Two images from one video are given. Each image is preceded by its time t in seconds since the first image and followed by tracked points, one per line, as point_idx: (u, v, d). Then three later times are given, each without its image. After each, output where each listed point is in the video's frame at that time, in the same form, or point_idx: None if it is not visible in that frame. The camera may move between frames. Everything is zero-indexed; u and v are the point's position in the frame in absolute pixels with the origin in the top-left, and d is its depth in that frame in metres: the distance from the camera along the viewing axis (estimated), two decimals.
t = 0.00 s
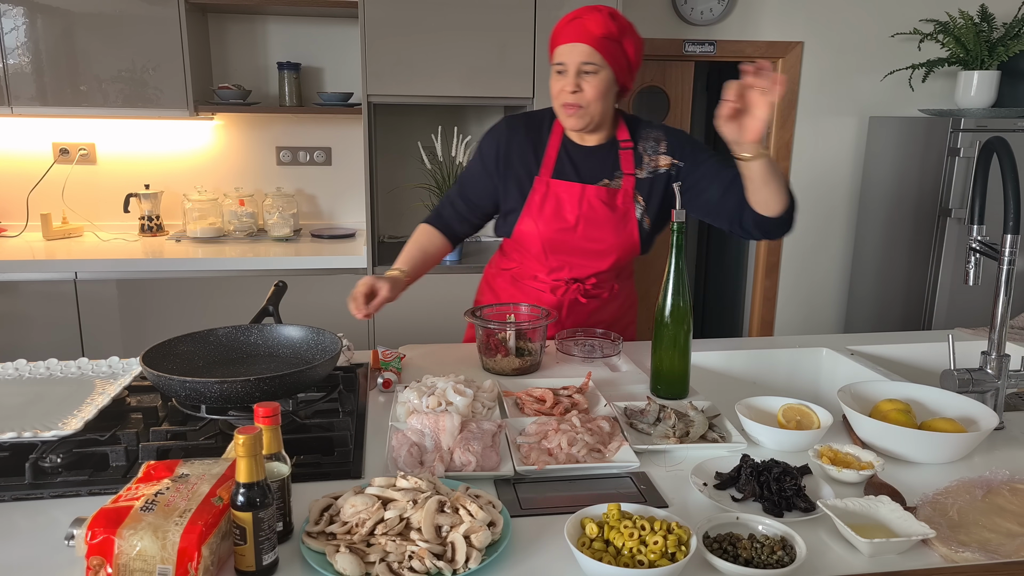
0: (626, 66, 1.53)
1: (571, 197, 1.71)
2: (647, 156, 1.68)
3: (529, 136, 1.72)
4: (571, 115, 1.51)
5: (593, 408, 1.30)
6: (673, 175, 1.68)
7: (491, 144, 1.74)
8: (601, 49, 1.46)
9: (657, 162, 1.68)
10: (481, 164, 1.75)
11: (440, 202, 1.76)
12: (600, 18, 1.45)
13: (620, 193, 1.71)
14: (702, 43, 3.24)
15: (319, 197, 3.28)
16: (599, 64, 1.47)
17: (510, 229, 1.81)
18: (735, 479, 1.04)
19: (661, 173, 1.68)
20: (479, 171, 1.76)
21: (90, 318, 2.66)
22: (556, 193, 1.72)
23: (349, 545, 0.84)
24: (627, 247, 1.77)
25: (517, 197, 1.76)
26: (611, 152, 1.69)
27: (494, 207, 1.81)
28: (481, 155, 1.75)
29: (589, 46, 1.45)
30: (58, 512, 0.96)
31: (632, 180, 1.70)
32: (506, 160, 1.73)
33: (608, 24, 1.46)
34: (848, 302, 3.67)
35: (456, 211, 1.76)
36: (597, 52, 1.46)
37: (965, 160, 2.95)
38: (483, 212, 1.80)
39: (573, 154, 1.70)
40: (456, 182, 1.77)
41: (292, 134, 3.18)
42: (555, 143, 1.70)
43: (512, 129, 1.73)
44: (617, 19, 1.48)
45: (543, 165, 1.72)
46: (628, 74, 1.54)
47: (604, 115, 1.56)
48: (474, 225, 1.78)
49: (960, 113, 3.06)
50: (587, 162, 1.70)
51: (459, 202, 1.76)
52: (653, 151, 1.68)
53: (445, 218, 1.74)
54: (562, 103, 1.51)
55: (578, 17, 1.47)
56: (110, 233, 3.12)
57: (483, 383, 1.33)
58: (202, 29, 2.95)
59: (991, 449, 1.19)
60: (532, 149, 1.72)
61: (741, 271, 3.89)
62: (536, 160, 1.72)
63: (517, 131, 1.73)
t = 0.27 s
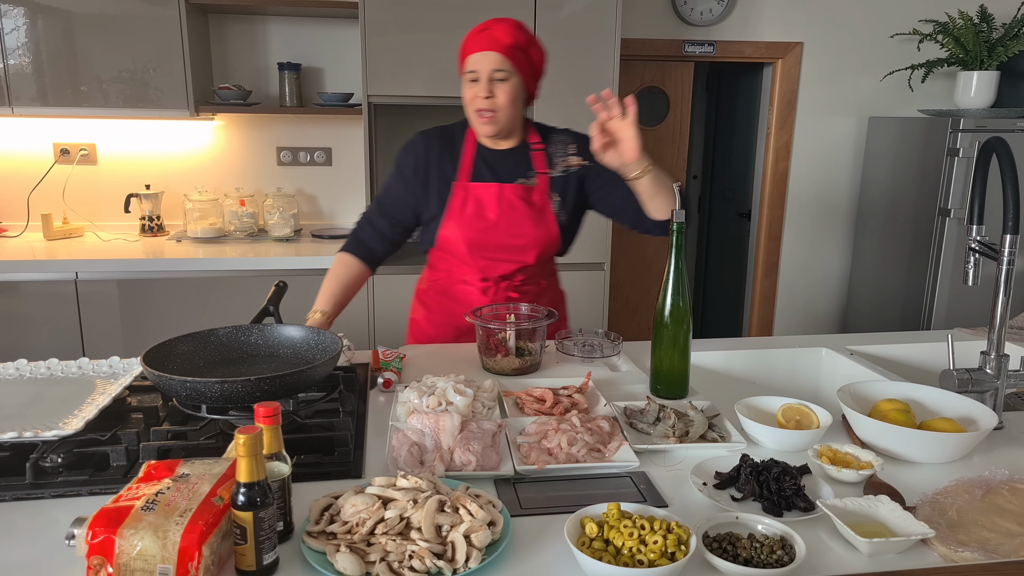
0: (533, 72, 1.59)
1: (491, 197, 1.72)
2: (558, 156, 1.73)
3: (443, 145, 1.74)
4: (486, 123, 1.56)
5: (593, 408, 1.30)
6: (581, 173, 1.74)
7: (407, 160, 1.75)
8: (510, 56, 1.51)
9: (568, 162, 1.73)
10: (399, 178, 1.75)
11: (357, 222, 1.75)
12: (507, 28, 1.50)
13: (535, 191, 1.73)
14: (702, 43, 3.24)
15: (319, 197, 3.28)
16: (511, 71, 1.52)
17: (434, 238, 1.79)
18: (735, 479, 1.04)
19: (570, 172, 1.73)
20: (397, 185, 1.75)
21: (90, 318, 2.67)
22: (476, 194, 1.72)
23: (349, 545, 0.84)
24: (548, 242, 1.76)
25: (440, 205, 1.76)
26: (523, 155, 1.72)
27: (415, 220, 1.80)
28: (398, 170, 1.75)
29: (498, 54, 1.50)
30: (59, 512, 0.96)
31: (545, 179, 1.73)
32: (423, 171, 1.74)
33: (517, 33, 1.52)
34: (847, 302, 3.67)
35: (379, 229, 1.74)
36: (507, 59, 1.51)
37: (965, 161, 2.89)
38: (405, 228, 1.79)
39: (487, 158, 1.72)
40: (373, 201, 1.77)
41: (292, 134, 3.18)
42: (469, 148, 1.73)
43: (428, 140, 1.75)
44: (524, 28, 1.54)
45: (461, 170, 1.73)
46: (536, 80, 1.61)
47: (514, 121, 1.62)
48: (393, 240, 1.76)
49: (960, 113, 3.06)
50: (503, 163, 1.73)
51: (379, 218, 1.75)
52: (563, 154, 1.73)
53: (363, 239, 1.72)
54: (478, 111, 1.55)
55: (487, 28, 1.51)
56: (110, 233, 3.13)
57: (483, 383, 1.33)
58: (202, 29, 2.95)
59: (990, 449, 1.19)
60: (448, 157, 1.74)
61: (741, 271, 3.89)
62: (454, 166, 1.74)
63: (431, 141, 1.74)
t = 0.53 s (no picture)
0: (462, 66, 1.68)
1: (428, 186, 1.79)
2: (486, 145, 1.81)
3: (376, 140, 1.80)
4: (423, 115, 1.63)
5: (593, 408, 1.29)
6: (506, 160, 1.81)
7: (342, 156, 1.81)
8: (442, 49, 1.59)
9: (495, 150, 1.81)
10: (335, 175, 1.82)
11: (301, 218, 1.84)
12: (437, 23, 1.59)
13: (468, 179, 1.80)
14: (702, 42, 3.24)
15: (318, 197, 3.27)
16: (443, 64, 1.60)
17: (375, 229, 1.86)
18: (736, 479, 1.04)
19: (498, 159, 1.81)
20: (334, 181, 1.83)
21: (89, 318, 2.66)
22: (412, 185, 1.79)
23: (348, 545, 0.84)
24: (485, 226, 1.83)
25: (377, 197, 1.82)
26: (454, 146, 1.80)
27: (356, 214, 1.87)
28: (334, 167, 1.82)
29: (431, 48, 1.58)
30: (58, 512, 0.96)
31: (477, 166, 1.80)
32: (358, 164, 1.80)
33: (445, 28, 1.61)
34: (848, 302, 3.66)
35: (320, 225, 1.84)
36: (440, 53, 1.59)
37: (966, 160, 2.89)
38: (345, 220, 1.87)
39: (422, 150, 1.79)
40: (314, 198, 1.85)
41: (292, 134, 3.18)
42: (402, 142, 1.80)
43: (361, 136, 1.81)
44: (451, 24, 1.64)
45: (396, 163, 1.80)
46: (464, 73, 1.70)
47: (448, 111, 1.70)
48: (336, 235, 1.86)
49: (960, 113, 3.05)
50: (436, 154, 1.80)
51: (320, 214, 1.84)
52: (491, 142, 1.81)
53: (308, 240, 1.82)
54: (415, 103, 1.62)
55: (417, 24, 1.59)
56: (110, 233, 3.12)
57: (483, 383, 1.33)
58: (201, 29, 2.94)
59: (991, 450, 1.19)
60: (382, 151, 1.80)
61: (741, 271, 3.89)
62: (389, 159, 1.80)
63: (364, 137, 1.81)
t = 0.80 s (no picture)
0: (440, 68, 1.71)
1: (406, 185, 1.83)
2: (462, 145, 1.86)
3: (359, 143, 1.84)
4: (406, 119, 1.67)
5: (593, 408, 1.29)
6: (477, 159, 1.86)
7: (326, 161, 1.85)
8: (422, 56, 1.62)
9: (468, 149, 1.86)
10: (322, 181, 1.87)
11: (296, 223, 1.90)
12: (416, 30, 1.61)
13: (445, 178, 1.85)
14: (702, 43, 3.24)
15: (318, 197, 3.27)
16: (424, 70, 1.63)
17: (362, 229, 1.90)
18: (736, 479, 1.04)
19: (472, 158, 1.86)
20: (322, 186, 1.88)
21: (90, 318, 2.66)
22: (394, 185, 1.83)
23: (349, 545, 0.84)
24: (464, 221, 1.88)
25: (361, 198, 1.86)
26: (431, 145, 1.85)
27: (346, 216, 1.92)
28: (321, 172, 1.87)
29: (411, 56, 1.61)
30: (58, 512, 0.96)
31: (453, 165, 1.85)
32: (342, 169, 1.84)
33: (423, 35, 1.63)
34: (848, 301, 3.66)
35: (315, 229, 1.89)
36: (421, 59, 1.62)
37: (966, 160, 2.89)
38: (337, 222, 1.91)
39: (399, 150, 1.84)
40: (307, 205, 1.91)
41: (292, 134, 3.17)
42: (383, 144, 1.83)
43: (345, 141, 1.85)
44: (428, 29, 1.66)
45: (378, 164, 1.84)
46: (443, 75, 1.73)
47: (428, 114, 1.74)
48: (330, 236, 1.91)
49: (960, 113, 3.05)
50: (414, 155, 1.84)
51: (311, 219, 1.89)
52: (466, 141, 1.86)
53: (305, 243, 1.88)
54: (397, 109, 1.65)
55: (396, 31, 1.62)
56: (110, 233, 3.12)
57: (484, 383, 1.33)
58: (201, 29, 2.94)
59: (991, 449, 1.19)
60: (363, 154, 1.84)
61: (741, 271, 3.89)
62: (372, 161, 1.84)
63: (348, 141, 1.84)
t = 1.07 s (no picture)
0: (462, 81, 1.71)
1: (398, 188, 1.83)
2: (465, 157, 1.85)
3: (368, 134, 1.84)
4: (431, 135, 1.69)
5: (593, 408, 1.29)
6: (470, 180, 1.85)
7: (333, 147, 1.85)
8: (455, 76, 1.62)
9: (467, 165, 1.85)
10: (325, 165, 1.87)
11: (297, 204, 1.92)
12: (451, 51, 1.60)
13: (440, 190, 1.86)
14: (702, 42, 3.24)
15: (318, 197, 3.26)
16: (455, 90, 1.64)
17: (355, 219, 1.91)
18: (736, 479, 1.04)
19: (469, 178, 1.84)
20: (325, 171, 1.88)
21: (90, 318, 2.66)
22: (391, 185, 1.83)
23: (349, 545, 0.84)
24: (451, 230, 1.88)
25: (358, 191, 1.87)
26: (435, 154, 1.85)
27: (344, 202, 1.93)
28: (326, 156, 1.87)
29: (445, 77, 1.60)
30: (58, 512, 0.96)
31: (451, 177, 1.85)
32: (348, 158, 1.85)
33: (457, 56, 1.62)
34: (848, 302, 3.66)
35: (314, 210, 1.91)
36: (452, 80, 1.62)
37: (966, 160, 2.91)
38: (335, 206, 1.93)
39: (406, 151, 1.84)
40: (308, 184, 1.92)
41: (292, 134, 3.17)
42: (390, 142, 1.83)
43: (354, 130, 1.85)
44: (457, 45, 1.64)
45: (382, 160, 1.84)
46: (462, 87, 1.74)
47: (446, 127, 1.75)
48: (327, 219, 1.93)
49: (960, 113, 3.05)
50: (418, 161, 1.84)
51: (312, 201, 1.90)
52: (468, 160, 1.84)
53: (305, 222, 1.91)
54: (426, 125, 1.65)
55: (430, 50, 1.59)
56: (110, 233, 3.12)
57: (483, 383, 1.33)
58: (201, 28, 2.94)
59: (991, 449, 1.19)
60: (371, 146, 1.84)
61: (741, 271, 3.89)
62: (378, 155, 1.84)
63: (358, 130, 1.84)
